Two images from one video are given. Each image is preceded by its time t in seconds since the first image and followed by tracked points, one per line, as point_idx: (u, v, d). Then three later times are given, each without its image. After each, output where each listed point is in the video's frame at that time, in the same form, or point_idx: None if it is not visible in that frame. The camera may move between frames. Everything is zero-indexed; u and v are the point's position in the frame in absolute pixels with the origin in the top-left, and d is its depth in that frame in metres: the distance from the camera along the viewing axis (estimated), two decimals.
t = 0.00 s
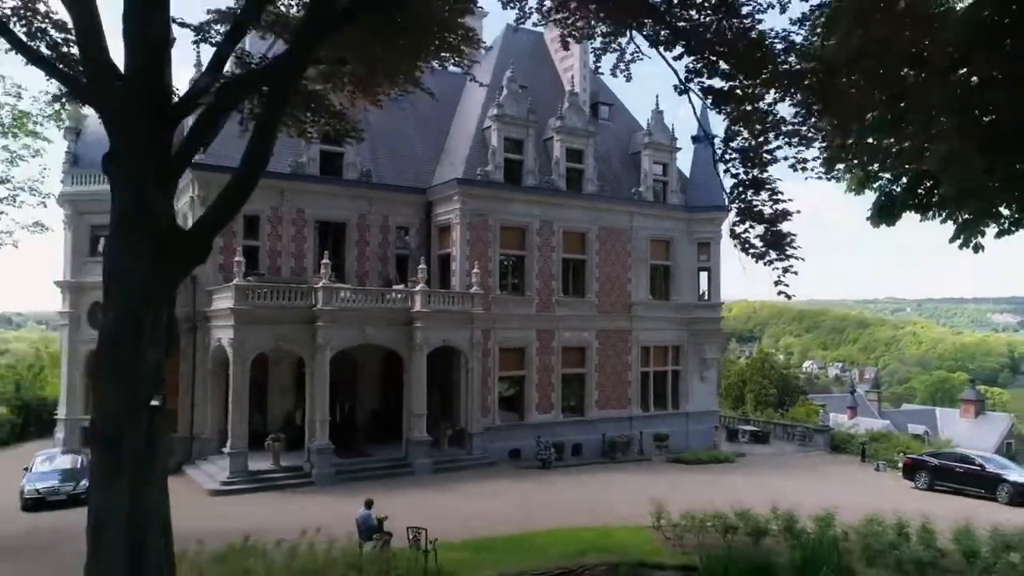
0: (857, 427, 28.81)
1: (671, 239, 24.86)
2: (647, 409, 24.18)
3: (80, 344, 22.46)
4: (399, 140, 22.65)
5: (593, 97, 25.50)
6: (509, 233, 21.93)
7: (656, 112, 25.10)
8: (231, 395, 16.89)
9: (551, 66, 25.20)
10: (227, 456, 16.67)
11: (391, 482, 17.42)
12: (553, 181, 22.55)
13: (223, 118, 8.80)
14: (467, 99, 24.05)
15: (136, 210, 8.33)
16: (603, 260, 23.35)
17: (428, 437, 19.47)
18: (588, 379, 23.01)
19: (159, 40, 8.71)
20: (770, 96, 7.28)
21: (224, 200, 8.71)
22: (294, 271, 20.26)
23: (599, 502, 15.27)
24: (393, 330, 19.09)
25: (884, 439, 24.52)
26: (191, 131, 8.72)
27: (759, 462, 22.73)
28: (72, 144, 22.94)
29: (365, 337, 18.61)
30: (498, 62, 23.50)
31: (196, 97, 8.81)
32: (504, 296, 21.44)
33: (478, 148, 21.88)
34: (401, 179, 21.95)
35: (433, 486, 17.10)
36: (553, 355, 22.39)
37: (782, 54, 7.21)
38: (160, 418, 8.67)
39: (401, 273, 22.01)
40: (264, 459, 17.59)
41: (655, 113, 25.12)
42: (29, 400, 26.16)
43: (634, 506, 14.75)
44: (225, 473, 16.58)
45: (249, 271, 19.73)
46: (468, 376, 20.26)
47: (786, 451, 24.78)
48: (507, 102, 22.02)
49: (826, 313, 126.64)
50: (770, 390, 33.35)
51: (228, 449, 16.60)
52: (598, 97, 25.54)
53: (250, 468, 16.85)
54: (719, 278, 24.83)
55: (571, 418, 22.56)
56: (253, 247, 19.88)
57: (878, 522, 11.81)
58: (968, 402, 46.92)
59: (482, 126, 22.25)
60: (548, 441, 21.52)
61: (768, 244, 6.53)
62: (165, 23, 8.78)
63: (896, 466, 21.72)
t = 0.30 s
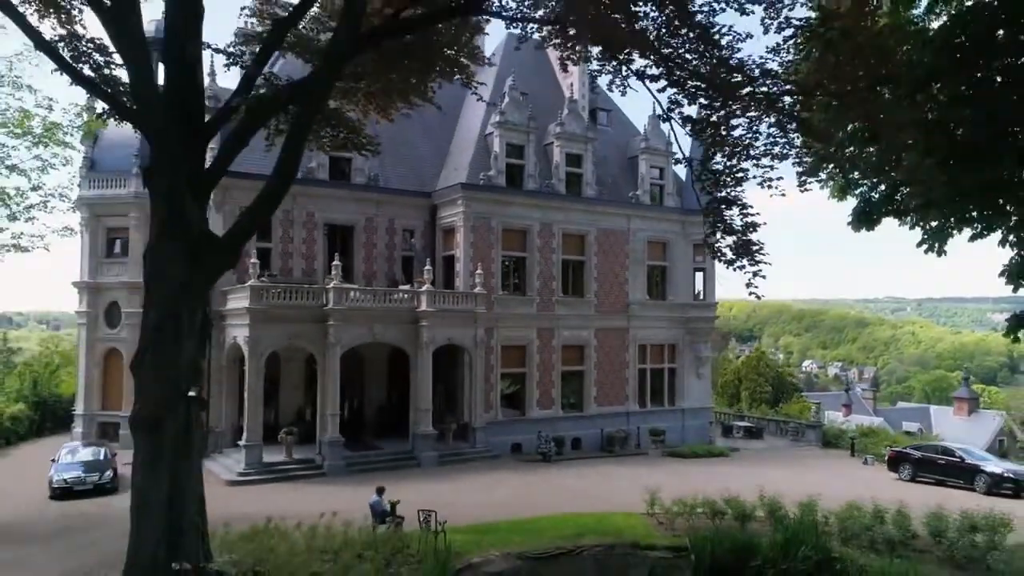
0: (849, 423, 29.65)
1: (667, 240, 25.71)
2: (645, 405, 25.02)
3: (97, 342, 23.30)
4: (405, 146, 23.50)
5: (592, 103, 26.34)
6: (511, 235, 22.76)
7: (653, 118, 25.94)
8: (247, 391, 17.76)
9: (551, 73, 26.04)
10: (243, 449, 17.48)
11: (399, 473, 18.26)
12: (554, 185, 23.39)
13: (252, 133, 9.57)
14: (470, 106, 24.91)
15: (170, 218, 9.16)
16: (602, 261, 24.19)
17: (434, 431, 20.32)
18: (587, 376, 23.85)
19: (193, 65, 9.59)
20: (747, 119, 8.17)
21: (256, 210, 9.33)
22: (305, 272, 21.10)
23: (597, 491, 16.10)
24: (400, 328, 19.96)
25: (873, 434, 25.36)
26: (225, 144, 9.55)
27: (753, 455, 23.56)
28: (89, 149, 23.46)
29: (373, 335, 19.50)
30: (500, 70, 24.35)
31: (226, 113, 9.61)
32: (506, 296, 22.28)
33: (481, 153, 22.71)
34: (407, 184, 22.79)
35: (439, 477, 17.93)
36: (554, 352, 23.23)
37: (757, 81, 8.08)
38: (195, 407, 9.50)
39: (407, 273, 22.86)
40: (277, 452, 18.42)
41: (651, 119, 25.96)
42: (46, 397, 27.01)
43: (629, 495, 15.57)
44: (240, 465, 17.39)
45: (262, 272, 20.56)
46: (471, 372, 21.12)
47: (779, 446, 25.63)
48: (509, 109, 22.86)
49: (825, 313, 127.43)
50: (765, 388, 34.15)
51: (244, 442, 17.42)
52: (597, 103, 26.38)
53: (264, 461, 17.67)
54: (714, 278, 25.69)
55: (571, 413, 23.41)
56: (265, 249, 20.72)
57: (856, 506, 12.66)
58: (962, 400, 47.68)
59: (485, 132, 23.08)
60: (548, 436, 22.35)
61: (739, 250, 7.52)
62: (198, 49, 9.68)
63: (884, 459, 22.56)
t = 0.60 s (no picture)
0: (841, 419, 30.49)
1: (664, 241, 26.56)
2: (642, 401, 25.88)
3: (112, 340, 24.14)
4: (410, 150, 24.35)
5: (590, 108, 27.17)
6: (512, 237, 23.62)
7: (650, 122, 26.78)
8: (261, 387, 18.61)
9: (550, 80, 26.88)
10: (257, 442, 18.30)
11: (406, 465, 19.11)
12: (554, 188, 24.24)
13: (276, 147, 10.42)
14: (473, 112, 25.78)
15: (202, 226, 10.05)
16: (600, 262, 25.04)
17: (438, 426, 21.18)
18: (585, 373, 24.69)
19: (221, 84, 10.41)
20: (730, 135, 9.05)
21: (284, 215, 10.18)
22: (315, 272, 21.95)
23: (595, 481, 16.94)
24: (406, 326, 20.83)
25: (863, 429, 26.19)
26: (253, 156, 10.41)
27: (746, 449, 24.40)
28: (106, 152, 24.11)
29: (381, 333, 20.40)
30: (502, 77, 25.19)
31: (252, 130, 10.48)
32: (508, 295, 23.13)
33: (483, 157, 23.55)
34: (412, 188, 23.65)
35: (444, 469, 18.78)
36: (554, 350, 24.08)
37: (738, 100, 8.96)
38: (224, 399, 10.35)
39: (412, 274, 23.71)
40: (289, 445, 19.24)
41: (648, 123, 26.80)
42: (61, 393, 27.85)
43: (625, 484, 16.44)
44: (254, 457, 18.20)
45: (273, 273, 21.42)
46: (474, 368, 21.97)
47: (772, 440, 26.47)
48: (511, 115, 23.70)
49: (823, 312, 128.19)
50: (760, 385, 34.97)
51: (258, 435, 18.24)
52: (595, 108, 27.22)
53: (277, 453, 18.49)
54: (709, 278, 26.55)
55: (570, 408, 24.27)
56: (277, 250, 21.57)
57: (837, 493, 13.50)
58: (955, 398, 48.44)
59: (487, 138, 23.92)
60: (549, 430, 23.21)
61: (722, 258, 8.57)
62: (226, 70, 10.50)
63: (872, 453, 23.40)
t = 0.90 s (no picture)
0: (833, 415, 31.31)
1: (661, 242, 27.40)
2: (639, 397, 26.72)
3: (127, 338, 24.98)
4: (415, 155, 25.19)
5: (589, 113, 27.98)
6: (514, 238, 24.46)
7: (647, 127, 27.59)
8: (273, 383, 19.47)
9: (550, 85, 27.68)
10: (269, 435, 19.13)
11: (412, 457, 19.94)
12: (554, 192, 25.08)
13: (296, 158, 11.24)
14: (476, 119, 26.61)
15: (228, 230, 10.90)
16: (599, 263, 25.88)
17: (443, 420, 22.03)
18: (584, 370, 25.52)
19: (244, 99, 11.22)
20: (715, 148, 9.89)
21: (305, 221, 11.03)
22: (323, 273, 22.79)
23: (593, 472, 17.78)
24: (412, 324, 21.67)
25: (854, 424, 27.01)
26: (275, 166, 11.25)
27: (739, 444, 25.24)
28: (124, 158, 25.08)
29: (388, 332, 21.26)
30: (503, 83, 26.02)
31: (274, 142, 11.32)
32: (509, 295, 23.97)
33: (486, 162, 24.36)
34: (418, 191, 24.48)
35: (448, 461, 19.61)
36: (554, 348, 24.91)
37: (722, 116, 9.82)
38: (249, 392, 11.18)
39: (417, 274, 24.56)
40: (300, 438, 20.06)
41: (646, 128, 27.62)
42: (75, 390, 28.72)
43: (621, 474, 17.28)
44: (267, 449, 19.01)
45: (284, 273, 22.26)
46: (477, 365, 22.83)
47: (766, 435, 27.30)
48: (512, 121, 24.53)
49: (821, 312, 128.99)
50: (756, 382, 35.79)
51: (271, 429, 19.07)
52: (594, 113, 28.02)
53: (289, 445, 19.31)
54: (704, 278, 27.39)
55: (570, 404, 25.11)
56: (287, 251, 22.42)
57: (820, 480, 14.34)
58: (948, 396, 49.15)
59: (489, 142, 24.74)
60: (549, 425, 24.04)
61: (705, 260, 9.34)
62: (248, 87, 11.33)
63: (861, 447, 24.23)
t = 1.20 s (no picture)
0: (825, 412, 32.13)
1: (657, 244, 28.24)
2: (636, 394, 27.55)
3: (141, 337, 25.79)
4: (420, 159, 26.02)
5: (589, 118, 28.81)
6: (515, 240, 25.30)
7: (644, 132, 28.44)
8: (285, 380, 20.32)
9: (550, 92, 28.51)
10: (281, 429, 19.93)
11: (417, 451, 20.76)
12: (554, 195, 25.91)
13: (315, 168, 12.07)
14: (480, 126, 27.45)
15: (251, 236, 11.74)
16: (597, 264, 26.71)
17: (448, 416, 22.88)
18: (583, 368, 26.35)
19: (264, 114, 12.04)
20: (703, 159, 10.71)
21: (325, 225, 11.86)
22: (331, 273, 23.60)
23: (591, 464, 18.61)
24: (416, 323, 22.53)
25: (845, 421, 27.83)
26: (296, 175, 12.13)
27: (733, 439, 26.07)
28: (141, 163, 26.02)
29: (394, 330, 22.09)
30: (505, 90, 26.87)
31: (293, 152, 12.18)
32: (511, 295, 24.81)
33: (488, 166, 25.17)
34: (422, 195, 25.30)
35: (453, 454, 20.44)
36: (554, 346, 25.75)
37: (710, 129, 10.66)
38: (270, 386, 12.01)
39: (421, 275, 25.40)
40: (310, 432, 20.88)
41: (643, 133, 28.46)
42: (88, 387, 29.55)
43: (618, 466, 18.09)
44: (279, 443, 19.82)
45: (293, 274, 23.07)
46: (480, 362, 23.68)
47: (759, 431, 28.12)
48: (514, 126, 25.36)
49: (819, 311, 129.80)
50: (751, 380, 36.61)
51: (283, 423, 19.89)
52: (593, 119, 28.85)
53: (300, 439, 20.12)
54: (700, 279, 28.24)
55: (569, 400, 25.94)
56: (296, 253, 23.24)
57: (805, 470, 15.17)
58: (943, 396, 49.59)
59: (491, 147, 25.56)
60: (549, 420, 24.87)
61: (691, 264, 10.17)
62: (268, 102, 12.16)
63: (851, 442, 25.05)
